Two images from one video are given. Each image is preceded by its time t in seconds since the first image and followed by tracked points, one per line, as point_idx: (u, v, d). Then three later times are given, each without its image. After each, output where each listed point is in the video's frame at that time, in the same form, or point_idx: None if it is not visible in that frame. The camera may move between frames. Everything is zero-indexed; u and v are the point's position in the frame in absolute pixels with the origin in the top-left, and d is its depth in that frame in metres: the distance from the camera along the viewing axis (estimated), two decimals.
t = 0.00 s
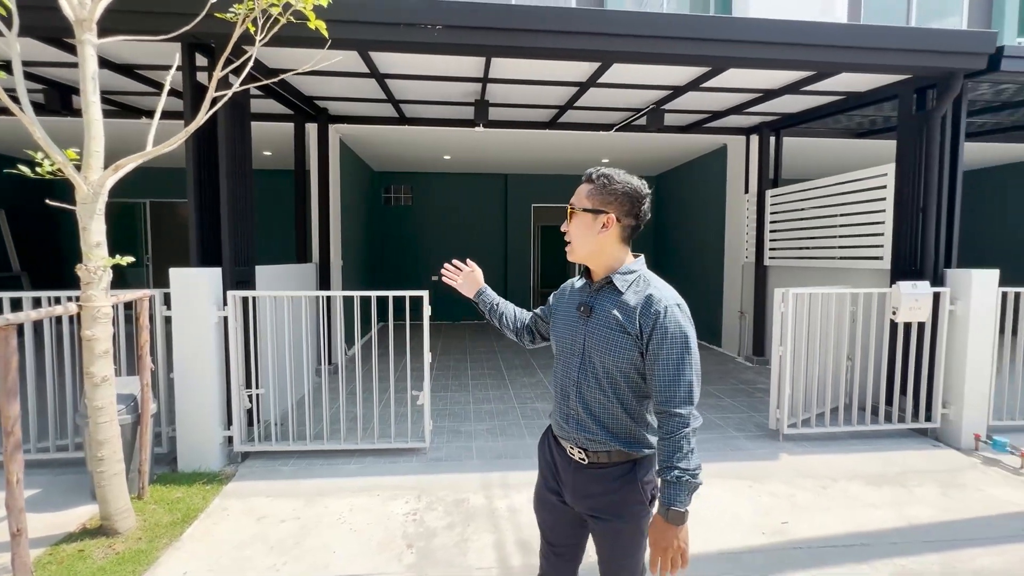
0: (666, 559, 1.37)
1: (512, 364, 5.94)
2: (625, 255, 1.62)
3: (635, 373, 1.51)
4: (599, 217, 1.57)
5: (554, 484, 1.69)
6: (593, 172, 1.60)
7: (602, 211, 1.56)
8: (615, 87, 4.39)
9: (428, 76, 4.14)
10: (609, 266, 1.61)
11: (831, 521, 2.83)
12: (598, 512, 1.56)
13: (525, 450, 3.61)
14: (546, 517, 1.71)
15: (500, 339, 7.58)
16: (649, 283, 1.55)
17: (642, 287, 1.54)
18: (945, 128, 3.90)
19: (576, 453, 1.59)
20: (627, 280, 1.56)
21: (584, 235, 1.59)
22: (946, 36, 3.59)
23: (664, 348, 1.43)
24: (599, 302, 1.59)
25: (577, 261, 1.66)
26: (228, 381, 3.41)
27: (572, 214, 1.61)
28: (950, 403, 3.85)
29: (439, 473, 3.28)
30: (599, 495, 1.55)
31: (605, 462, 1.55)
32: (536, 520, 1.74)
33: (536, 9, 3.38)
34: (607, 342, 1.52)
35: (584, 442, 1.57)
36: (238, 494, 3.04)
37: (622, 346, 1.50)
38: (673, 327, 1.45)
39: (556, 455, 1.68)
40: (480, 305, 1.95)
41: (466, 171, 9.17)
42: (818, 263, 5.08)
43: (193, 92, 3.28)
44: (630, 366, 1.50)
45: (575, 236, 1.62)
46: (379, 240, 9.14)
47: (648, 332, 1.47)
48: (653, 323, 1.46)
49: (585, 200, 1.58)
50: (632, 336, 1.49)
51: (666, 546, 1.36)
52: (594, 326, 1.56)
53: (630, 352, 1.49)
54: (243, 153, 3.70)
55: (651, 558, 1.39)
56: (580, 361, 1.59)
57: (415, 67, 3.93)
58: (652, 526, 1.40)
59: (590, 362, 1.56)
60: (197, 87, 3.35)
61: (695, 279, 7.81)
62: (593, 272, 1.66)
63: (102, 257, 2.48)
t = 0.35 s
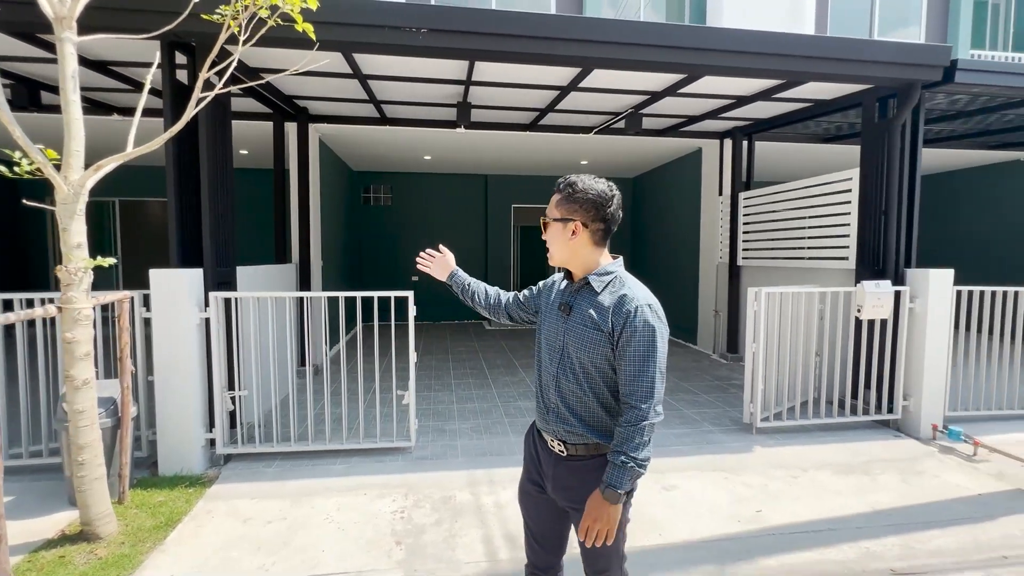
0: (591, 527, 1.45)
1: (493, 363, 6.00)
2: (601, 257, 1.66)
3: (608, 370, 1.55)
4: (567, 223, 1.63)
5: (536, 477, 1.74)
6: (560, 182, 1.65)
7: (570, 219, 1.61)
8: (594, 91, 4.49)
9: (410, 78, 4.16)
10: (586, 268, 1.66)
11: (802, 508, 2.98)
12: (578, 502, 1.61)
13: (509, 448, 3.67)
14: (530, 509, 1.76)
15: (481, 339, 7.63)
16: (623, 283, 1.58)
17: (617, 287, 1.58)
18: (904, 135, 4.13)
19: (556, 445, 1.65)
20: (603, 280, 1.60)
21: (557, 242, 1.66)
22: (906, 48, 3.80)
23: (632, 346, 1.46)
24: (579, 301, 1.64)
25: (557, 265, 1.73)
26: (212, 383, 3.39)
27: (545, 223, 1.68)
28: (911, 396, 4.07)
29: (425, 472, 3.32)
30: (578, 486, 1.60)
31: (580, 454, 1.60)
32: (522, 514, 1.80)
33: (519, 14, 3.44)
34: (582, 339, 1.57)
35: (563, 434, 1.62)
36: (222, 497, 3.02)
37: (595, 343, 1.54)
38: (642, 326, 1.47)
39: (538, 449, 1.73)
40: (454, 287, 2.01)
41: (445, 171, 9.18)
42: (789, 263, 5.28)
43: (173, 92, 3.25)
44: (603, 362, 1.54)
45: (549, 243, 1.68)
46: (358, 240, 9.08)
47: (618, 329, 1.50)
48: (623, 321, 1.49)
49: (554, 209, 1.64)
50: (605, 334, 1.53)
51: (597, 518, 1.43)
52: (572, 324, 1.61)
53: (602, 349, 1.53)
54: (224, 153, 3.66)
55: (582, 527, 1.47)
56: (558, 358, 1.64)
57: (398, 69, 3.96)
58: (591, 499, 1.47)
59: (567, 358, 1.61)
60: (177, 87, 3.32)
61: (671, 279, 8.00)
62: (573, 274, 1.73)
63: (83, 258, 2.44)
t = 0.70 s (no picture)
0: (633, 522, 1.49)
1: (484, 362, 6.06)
2: (602, 260, 1.74)
3: (610, 364, 1.61)
4: (584, 226, 1.68)
5: (537, 470, 1.78)
6: (575, 185, 1.70)
7: (587, 221, 1.67)
8: (584, 94, 4.58)
9: (403, 80, 4.19)
10: (588, 269, 1.72)
11: (788, 499, 3.10)
12: (579, 494, 1.65)
13: (504, 445, 3.74)
14: (531, 499, 1.81)
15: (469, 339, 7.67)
16: (622, 282, 1.66)
17: (616, 285, 1.66)
18: (880, 141, 4.31)
19: (557, 438, 1.69)
20: (603, 280, 1.68)
21: (570, 243, 1.69)
22: (883, 58, 3.96)
23: (634, 339, 1.54)
24: (579, 301, 1.70)
25: (558, 265, 1.75)
26: (208, 384, 3.38)
27: (558, 223, 1.69)
28: (888, 390, 4.25)
29: (422, 470, 3.36)
30: (578, 477, 1.64)
31: (582, 446, 1.64)
32: (524, 504, 1.84)
33: (513, 19, 3.50)
34: (584, 336, 1.63)
35: (564, 428, 1.66)
36: (219, 498, 3.02)
37: (598, 339, 1.61)
38: (642, 321, 1.56)
39: (538, 442, 1.77)
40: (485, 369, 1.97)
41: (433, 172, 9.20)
42: (771, 263, 5.44)
43: (165, 92, 3.22)
44: (605, 357, 1.61)
45: (560, 243, 1.70)
46: (345, 240, 9.05)
47: (620, 324, 1.58)
48: (625, 317, 1.57)
49: (570, 210, 1.68)
50: (607, 330, 1.60)
51: (633, 511, 1.47)
52: (573, 322, 1.68)
53: (605, 344, 1.60)
54: (217, 154, 3.65)
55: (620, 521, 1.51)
56: (560, 354, 1.69)
57: (391, 70, 3.98)
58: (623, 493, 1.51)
59: (569, 354, 1.67)
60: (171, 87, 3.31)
61: (656, 279, 8.14)
62: (571, 275, 1.76)
63: (80, 260, 2.43)
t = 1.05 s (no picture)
0: (652, 494, 1.64)
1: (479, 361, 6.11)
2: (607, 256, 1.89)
3: (625, 355, 1.72)
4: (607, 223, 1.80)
5: (548, 463, 1.84)
6: (595, 186, 1.80)
7: (611, 220, 1.80)
8: (578, 97, 4.66)
9: (400, 81, 4.23)
10: (603, 266, 1.83)
11: (778, 490, 3.21)
12: (593, 482, 1.73)
13: (503, 442, 3.80)
14: (542, 493, 1.86)
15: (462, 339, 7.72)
16: (628, 278, 1.80)
17: (624, 281, 1.79)
18: (865, 144, 4.46)
19: (572, 430, 1.76)
20: (613, 276, 1.80)
21: (604, 239, 1.77)
22: (867, 64, 4.10)
23: (650, 329, 1.68)
24: (589, 297, 1.79)
25: (586, 262, 1.78)
26: (208, 383, 3.40)
27: (594, 222, 1.74)
28: (873, 385, 4.39)
29: (423, 467, 3.41)
30: (592, 466, 1.73)
31: (597, 435, 1.73)
32: (533, 498, 1.89)
33: (511, 23, 3.56)
34: (601, 330, 1.72)
35: (582, 420, 1.73)
36: (221, 496, 3.04)
37: (615, 332, 1.71)
38: (655, 312, 1.70)
39: (549, 436, 1.83)
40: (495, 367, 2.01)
41: (424, 172, 9.22)
42: (760, 263, 5.57)
43: (165, 93, 3.24)
44: (621, 348, 1.71)
45: (595, 241, 1.75)
46: (337, 240, 9.03)
47: (635, 316, 1.70)
48: (640, 310, 1.70)
49: (601, 210, 1.76)
50: (623, 323, 1.71)
51: (653, 484, 1.63)
52: (587, 317, 1.76)
53: (621, 337, 1.71)
54: (216, 155, 3.67)
55: (638, 496, 1.66)
56: (575, 348, 1.76)
57: (390, 72, 4.02)
58: (640, 470, 1.66)
59: (585, 348, 1.75)
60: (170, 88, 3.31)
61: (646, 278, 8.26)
62: (586, 272, 1.83)
63: (85, 260, 2.45)
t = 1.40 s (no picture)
0: (655, 485, 1.75)
1: (473, 361, 6.15)
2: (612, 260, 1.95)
3: (633, 354, 1.81)
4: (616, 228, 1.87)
5: (552, 460, 1.87)
6: (605, 190, 1.86)
7: (620, 224, 1.87)
8: (572, 99, 4.71)
9: (397, 83, 4.26)
10: (609, 269, 1.89)
11: (770, 486, 3.29)
12: (598, 477, 1.79)
13: (500, 441, 3.85)
14: (546, 489, 1.88)
15: (456, 339, 7.76)
16: (633, 281, 1.89)
17: (630, 284, 1.87)
18: (852, 147, 4.57)
19: (579, 428, 1.81)
20: (620, 279, 1.87)
21: (613, 243, 1.83)
22: (855, 70, 4.20)
23: (656, 330, 1.80)
24: (598, 299, 1.84)
25: (596, 263, 1.83)
26: (205, 384, 3.40)
27: (606, 224, 1.79)
28: (860, 383, 4.50)
29: (421, 466, 3.44)
30: (598, 462, 1.78)
31: (603, 431, 1.80)
32: (535, 495, 1.92)
33: (508, 27, 3.60)
34: (613, 331, 1.78)
35: (592, 417, 1.79)
36: (221, 497, 3.05)
37: (625, 332, 1.79)
38: (660, 314, 1.83)
39: (554, 434, 1.87)
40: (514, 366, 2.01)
41: (417, 173, 9.24)
42: (751, 263, 5.67)
43: (163, 94, 3.25)
44: (629, 348, 1.80)
45: (605, 243, 1.81)
46: (330, 241, 9.01)
47: (643, 318, 1.81)
48: (648, 311, 1.81)
49: (612, 213, 1.82)
50: (632, 324, 1.80)
51: (657, 475, 1.74)
52: (598, 318, 1.81)
53: (630, 337, 1.80)
54: (212, 155, 3.67)
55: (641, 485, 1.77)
56: (586, 348, 1.80)
57: (386, 74, 4.05)
58: (643, 461, 1.77)
59: (596, 348, 1.79)
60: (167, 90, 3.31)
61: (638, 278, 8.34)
62: (594, 273, 1.88)
63: (86, 262, 2.45)
